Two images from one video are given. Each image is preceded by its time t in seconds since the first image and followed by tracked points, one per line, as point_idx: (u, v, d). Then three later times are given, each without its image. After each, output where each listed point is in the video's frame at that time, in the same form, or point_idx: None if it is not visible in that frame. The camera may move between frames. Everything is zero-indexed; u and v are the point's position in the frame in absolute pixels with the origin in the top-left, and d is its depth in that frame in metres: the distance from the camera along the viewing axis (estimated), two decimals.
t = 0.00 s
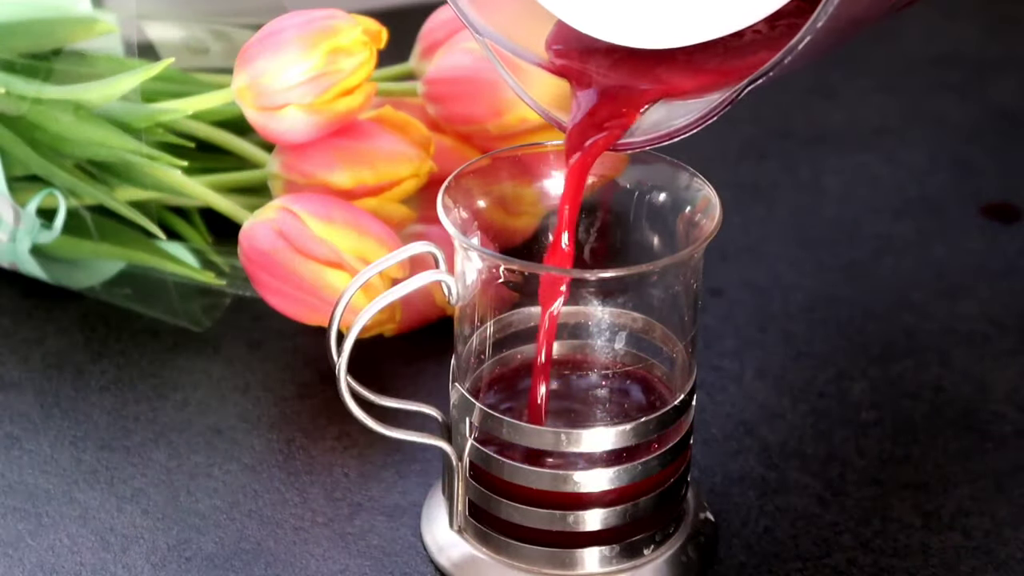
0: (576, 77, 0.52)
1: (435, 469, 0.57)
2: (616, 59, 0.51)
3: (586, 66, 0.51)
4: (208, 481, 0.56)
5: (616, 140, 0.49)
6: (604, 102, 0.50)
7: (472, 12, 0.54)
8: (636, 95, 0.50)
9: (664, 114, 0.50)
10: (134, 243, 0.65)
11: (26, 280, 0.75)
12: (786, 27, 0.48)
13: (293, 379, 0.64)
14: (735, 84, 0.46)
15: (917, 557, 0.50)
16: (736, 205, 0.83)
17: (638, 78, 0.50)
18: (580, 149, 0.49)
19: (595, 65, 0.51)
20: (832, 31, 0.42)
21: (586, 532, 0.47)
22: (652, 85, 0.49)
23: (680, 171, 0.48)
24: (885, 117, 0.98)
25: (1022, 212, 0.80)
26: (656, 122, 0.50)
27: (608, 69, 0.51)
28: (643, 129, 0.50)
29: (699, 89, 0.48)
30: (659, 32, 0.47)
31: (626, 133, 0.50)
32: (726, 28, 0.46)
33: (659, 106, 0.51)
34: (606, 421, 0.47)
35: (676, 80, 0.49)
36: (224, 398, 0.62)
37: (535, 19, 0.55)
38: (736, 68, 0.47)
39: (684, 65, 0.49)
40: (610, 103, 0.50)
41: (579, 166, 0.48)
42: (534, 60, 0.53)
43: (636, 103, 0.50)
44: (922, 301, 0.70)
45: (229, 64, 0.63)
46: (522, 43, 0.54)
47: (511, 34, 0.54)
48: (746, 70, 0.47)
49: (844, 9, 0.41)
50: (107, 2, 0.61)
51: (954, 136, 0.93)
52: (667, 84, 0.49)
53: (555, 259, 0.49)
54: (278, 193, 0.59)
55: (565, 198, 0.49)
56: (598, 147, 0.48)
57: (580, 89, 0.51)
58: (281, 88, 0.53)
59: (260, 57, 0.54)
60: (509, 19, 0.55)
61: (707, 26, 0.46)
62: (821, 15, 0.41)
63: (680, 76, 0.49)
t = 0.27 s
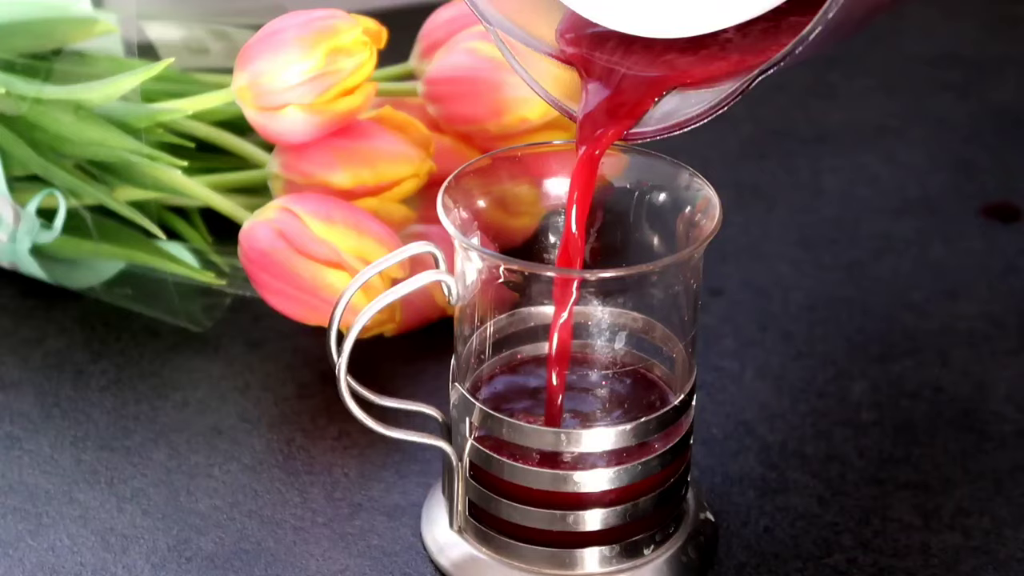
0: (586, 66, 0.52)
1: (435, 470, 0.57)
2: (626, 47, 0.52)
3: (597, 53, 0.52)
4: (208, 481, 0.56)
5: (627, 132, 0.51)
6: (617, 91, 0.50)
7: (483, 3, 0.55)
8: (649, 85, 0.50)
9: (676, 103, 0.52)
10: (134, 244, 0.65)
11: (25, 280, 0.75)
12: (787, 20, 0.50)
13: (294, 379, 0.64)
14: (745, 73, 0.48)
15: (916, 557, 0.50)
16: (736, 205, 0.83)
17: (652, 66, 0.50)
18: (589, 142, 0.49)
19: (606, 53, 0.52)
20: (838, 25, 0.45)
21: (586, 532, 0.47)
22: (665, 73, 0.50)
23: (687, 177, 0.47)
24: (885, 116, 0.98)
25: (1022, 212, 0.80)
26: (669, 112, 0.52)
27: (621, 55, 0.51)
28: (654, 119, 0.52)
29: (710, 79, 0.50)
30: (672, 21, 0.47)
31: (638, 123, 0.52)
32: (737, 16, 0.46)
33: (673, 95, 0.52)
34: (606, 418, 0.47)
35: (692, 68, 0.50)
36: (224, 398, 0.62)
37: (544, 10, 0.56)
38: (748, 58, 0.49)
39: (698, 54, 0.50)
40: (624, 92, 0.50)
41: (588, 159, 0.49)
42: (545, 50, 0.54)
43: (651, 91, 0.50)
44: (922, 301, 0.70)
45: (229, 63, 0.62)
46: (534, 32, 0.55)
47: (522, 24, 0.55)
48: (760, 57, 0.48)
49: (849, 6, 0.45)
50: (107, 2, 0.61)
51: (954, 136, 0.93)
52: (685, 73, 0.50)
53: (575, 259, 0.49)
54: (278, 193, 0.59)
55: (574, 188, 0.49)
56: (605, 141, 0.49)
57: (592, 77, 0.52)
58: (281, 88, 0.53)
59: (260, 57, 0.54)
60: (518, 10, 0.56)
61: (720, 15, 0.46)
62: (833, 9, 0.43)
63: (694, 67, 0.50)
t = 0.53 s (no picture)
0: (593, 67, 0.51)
1: (435, 470, 0.57)
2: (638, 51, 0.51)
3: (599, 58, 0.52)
4: (208, 481, 0.56)
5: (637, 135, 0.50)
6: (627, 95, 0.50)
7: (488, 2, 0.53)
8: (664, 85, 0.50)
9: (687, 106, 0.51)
10: (134, 244, 0.65)
11: (25, 280, 0.75)
12: (801, 18, 0.49)
13: (294, 379, 0.64)
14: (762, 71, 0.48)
15: (916, 557, 0.50)
16: (737, 205, 0.83)
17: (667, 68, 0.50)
18: (595, 146, 0.49)
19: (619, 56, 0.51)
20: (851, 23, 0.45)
21: (586, 532, 0.47)
22: (677, 75, 0.49)
23: (688, 180, 0.47)
24: (885, 116, 0.98)
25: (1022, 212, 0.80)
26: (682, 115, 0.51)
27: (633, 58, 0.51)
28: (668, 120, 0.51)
29: (723, 80, 0.49)
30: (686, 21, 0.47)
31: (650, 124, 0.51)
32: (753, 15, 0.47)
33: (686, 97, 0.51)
34: (606, 417, 0.47)
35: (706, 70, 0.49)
36: (224, 398, 0.62)
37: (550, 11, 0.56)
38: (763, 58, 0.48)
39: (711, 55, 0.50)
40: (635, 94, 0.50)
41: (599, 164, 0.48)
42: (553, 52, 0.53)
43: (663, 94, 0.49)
44: (922, 301, 0.70)
45: (229, 64, 0.62)
46: (542, 35, 0.54)
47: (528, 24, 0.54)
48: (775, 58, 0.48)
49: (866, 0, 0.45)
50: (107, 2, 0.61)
51: (954, 136, 0.93)
52: (698, 74, 0.49)
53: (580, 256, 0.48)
54: (278, 193, 0.59)
55: (583, 204, 0.49)
56: (610, 145, 0.49)
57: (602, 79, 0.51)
58: (281, 88, 0.53)
59: (260, 57, 0.54)
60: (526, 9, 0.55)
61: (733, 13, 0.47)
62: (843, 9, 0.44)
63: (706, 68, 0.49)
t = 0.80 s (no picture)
0: (588, 76, 0.51)
1: (435, 470, 0.57)
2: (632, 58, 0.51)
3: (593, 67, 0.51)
4: (208, 481, 0.56)
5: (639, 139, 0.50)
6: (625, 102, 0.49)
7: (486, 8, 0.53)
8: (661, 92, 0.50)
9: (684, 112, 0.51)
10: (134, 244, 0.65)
11: (25, 280, 0.75)
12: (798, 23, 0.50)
13: (294, 379, 0.64)
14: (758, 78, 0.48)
15: (916, 557, 0.50)
16: (737, 205, 0.83)
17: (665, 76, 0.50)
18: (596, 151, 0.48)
19: (613, 62, 0.51)
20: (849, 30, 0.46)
21: (586, 532, 0.47)
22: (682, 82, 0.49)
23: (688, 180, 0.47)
24: (885, 116, 0.98)
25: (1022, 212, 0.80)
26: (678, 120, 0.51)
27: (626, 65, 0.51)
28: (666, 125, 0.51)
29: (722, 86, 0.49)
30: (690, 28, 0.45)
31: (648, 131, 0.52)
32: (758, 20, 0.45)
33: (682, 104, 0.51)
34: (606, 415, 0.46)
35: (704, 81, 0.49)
36: (224, 398, 0.62)
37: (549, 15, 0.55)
38: (757, 65, 0.49)
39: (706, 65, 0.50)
40: (635, 101, 0.49)
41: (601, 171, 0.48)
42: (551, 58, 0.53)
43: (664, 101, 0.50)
44: (922, 301, 0.70)
45: (229, 64, 0.62)
46: (542, 41, 0.54)
47: (527, 30, 0.54)
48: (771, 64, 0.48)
49: (863, 8, 0.45)
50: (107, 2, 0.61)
51: (954, 136, 0.93)
52: (693, 83, 0.49)
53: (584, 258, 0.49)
54: (278, 193, 0.59)
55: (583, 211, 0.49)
56: (611, 152, 0.48)
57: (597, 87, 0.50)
58: (281, 88, 0.53)
59: (260, 57, 0.54)
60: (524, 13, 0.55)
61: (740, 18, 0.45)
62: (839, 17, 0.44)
63: (703, 75, 0.50)
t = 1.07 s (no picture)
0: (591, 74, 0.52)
1: (435, 469, 0.57)
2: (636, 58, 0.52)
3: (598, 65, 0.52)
4: (208, 481, 0.56)
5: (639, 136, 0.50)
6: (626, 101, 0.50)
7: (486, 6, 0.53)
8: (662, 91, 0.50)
9: (685, 109, 0.51)
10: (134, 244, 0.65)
11: (25, 280, 0.75)
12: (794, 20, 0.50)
13: (294, 379, 0.64)
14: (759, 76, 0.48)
15: (916, 557, 0.50)
16: (737, 205, 0.83)
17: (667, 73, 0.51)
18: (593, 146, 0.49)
19: (617, 61, 0.52)
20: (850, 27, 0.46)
21: (586, 532, 0.47)
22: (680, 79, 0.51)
23: (688, 180, 0.47)
24: (885, 116, 0.98)
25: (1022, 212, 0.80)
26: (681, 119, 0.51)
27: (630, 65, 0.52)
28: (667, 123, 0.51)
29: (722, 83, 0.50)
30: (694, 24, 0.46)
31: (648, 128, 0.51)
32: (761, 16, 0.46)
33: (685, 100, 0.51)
34: (604, 415, 0.46)
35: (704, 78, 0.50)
36: (224, 398, 0.62)
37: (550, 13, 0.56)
38: (759, 61, 0.49)
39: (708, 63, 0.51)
40: (633, 102, 0.50)
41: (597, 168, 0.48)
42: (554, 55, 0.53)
43: (666, 100, 0.50)
44: (922, 301, 0.70)
45: (229, 64, 0.62)
46: (544, 39, 0.54)
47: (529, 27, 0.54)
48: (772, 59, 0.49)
49: (864, 6, 0.45)
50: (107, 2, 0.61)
51: (954, 135, 0.93)
52: (696, 80, 0.50)
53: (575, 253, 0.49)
54: (278, 193, 0.59)
55: (578, 193, 0.48)
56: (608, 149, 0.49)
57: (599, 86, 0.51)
58: (281, 88, 0.53)
59: (260, 57, 0.54)
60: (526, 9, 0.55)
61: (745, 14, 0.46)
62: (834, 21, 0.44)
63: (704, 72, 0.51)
